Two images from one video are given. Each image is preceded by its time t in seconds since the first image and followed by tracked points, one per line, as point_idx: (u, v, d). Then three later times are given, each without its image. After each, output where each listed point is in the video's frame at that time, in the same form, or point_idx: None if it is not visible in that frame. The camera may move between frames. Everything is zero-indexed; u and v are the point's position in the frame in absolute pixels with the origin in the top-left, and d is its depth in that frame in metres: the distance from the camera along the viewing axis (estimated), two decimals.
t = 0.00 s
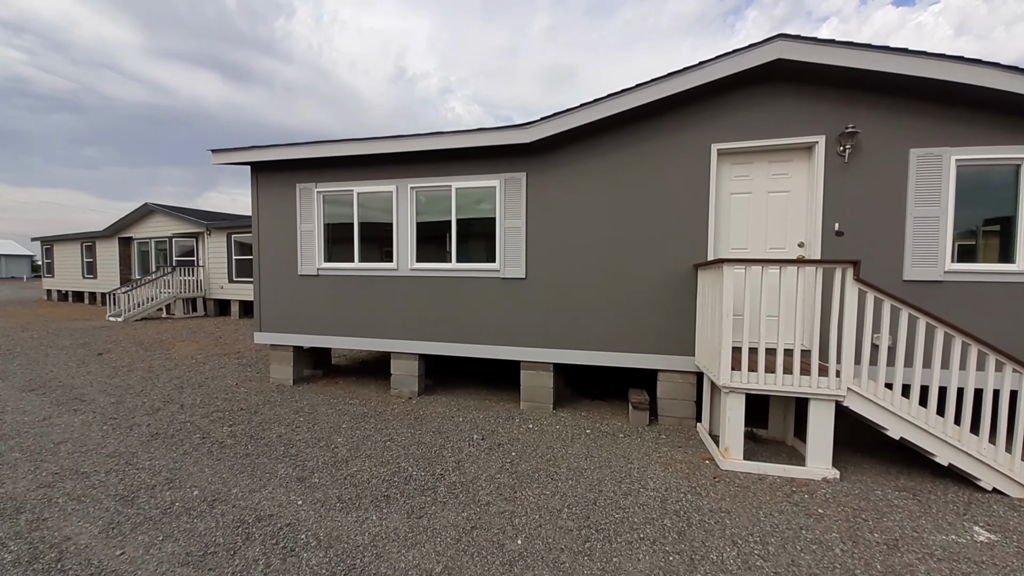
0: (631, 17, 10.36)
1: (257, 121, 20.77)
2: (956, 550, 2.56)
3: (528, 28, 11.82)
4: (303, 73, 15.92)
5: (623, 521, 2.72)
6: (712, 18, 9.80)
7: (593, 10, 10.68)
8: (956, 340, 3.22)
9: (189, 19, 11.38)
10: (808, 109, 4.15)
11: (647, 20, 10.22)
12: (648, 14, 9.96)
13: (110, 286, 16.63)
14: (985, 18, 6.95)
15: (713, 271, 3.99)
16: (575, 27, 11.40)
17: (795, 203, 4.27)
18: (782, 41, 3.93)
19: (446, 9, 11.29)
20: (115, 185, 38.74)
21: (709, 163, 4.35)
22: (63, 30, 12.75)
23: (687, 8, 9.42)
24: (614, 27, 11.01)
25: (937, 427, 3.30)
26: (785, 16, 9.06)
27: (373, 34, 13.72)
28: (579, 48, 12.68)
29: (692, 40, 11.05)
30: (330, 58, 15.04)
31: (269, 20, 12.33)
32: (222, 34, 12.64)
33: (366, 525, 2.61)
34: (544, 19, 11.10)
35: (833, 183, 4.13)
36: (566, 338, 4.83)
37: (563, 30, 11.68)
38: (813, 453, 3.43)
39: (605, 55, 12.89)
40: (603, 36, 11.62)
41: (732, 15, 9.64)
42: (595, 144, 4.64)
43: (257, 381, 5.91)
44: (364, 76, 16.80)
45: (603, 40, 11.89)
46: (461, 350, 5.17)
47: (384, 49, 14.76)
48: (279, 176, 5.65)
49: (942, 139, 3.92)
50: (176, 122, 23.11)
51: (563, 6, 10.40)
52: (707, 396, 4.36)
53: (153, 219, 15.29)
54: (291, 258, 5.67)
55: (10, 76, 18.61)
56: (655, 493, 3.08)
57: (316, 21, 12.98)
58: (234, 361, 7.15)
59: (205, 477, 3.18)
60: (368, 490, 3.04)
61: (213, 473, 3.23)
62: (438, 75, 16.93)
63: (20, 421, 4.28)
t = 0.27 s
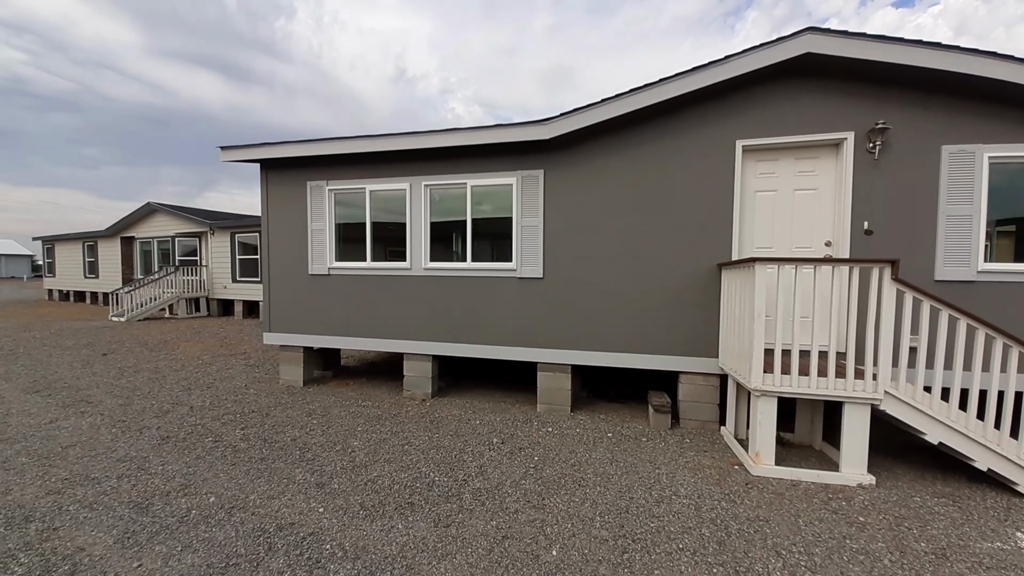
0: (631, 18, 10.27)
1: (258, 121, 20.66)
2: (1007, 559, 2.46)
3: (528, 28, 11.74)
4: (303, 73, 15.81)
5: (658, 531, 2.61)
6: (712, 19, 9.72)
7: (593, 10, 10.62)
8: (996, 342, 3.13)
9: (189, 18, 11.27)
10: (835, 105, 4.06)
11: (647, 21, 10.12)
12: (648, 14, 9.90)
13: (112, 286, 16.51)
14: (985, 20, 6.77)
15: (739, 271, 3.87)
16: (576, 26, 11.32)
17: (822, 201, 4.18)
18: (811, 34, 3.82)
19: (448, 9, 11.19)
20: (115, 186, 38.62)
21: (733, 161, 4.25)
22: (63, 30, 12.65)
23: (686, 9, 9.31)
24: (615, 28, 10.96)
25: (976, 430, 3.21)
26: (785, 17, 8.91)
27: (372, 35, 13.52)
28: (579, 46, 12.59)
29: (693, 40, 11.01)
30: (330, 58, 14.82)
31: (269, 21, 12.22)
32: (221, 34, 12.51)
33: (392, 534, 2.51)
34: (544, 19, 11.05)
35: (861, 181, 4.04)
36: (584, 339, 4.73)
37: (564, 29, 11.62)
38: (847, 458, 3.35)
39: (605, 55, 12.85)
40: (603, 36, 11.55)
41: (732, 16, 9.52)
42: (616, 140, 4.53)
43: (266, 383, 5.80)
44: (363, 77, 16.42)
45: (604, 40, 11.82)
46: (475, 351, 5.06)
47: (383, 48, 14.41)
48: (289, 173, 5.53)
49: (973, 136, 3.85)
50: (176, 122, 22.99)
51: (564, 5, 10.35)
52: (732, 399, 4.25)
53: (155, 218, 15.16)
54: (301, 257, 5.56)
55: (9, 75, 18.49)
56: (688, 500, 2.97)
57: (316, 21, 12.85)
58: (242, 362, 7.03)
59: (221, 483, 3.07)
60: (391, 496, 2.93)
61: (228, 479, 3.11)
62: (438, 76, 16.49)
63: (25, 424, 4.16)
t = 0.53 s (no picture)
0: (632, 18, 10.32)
1: (260, 121, 20.60)
2: None
3: (528, 29, 11.71)
4: (304, 74, 15.74)
5: (699, 537, 2.53)
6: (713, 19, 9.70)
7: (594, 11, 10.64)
8: None
9: (190, 19, 11.20)
10: (863, 101, 4.01)
11: (648, 21, 10.13)
12: (647, 14, 9.90)
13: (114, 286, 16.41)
14: (983, 23, 6.64)
15: (766, 269, 3.81)
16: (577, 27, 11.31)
17: (850, 199, 4.12)
18: (840, 29, 3.78)
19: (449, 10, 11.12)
20: (116, 187, 38.51)
21: (760, 158, 4.19)
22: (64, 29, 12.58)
23: (687, 10, 9.31)
24: (615, 28, 10.98)
25: (1016, 432, 3.14)
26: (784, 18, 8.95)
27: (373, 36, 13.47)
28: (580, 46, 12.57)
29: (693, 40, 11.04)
30: (331, 60, 14.79)
31: (270, 21, 12.16)
32: (223, 34, 12.43)
33: (425, 540, 2.42)
34: (543, 19, 11.07)
35: (891, 178, 3.98)
36: (605, 339, 4.65)
37: (563, 30, 11.63)
38: (883, 460, 3.27)
39: (604, 55, 12.86)
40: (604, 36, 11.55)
41: (732, 16, 9.52)
42: (638, 137, 4.46)
43: (278, 384, 5.72)
44: (364, 77, 16.45)
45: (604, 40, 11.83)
46: (493, 352, 4.98)
47: (384, 50, 14.41)
48: (302, 171, 5.45)
49: (1004, 132, 3.80)
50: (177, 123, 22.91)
51: (563, 6, 10.36)
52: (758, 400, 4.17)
53: (159, 218, 15.07)
54: (315, 256, 5.48)
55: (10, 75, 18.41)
56: (724, 505, 2.91)
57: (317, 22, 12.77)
58: (251, 363, 6.93)
59: (243, 487, 2.98)
60: (419, 501, 2.85)
61: (251, 483, 3.03)
62: (438, 78, 16.58)
63: (36, 427, 4.06)
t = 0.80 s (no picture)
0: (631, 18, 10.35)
1: (260, 121, 20.51)
2: None
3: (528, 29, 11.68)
4: (304, 74, 15.66)
5: (739, 544, 2.46)
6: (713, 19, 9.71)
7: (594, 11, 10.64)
8: None
9: (190, 18, 11.13)
10: (891, 97, 3.95)
11: (648, 21, 10.13)
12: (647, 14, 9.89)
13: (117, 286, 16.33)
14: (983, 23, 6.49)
15: (794, 268, 3.75)
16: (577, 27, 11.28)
17: (876, 196, 4.06)
18: (870, 24, 3.71)
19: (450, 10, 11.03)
20: (116, 187, 38.40)
21: (784, 155, 4.13)
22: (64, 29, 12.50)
23: (687, 10, 9.31)
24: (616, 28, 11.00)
25: None
26: (785, 16, 9.03)
27: (372, 36, 13.37)
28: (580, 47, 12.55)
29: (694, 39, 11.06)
30: (331, 60, 14.70)
31: (270, 21, 12.10)
32: (223, 34, 12.36)
33: (458, 547, 2.35)
34: (544, 19, 11.07)
35: (919, 175, 3.91)
36: (625, 339, 4.58)
37: (563, 31, 11.64)
38: (916, 462, 3.22)
39: (603, 55, 12.85)
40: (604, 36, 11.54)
41: (732, 15, 9.50)
42: (660, 134, 4.39)
43: (290, 384, 5.65)
44: (364, 78, 16.39)
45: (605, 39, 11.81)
46: (510, 352, 4.91)
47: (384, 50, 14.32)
48: (315, 169, 5.38)
49: None
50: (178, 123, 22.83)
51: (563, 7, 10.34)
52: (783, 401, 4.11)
53: (162, 217, 14.99)
54: (328, 255, 5.42)
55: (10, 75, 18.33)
56: (759, 509, 2.86)
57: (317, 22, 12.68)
58: (261, 363, 6.87)
59: (267, 491, 2.92)
60: (447, 505, 2.78)
61: (273, 487, 2.96)
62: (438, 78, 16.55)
63: (49, 429, 3.99)
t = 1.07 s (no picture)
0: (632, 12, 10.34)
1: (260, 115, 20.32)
2: None
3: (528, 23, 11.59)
4: (304, 68, 15.49)
5: (772, 547, 2.38)
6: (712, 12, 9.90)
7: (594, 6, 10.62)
8: None
9: (188, 12, 10.99)
10: (918, 87, 3.84)
11: (649, 15, 10.21)
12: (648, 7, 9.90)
13: (120, 281, 16.24)
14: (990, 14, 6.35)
15: (818, 263, 3.68)
16: (578, 21, 11.19)
17: (902, 189, 3.96)
18: (898, 10, 3.60)
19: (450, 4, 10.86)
20: (116, 182, 38.19)
21: (808, 147, 4.04)
22: (62, 23, 12.38)
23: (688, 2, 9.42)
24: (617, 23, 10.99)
25: None
26: (786, 8, 8.96)
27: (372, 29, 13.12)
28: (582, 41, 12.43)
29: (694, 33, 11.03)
30: (330, 54, 14.53)
31: (269, 15, 11.94)
32: (221, 29, 12.21)
33: (484, 551, 2.27)
34: (544, 12, 10.98)
35: (947, 167, 3.81)
36: (643, 335, 4.50)
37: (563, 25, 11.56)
38: (946, 461, 3.15)
39: (604, 49, 12.72)
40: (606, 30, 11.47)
41: (732, 7, 9.69)
42: (679, 125, 4.30)
43: (299, 381, 5.58)
44: (364, 73, 16.23)
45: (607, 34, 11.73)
46: (524, 348, 4.84)
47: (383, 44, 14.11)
48: (323, 162, 5.28)
49: None
50: (177, 117, 22.65)
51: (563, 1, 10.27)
52: (804, 398, 4.03)
53: (164, 211, 14.86)
54: (337, 250, 5.32)
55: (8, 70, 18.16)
56: (789, 510, 2.79)
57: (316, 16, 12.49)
58: (268, 358, 6.79)
59: (283, 491, 2.84)
60: (470, 506, 2.70)
61: (289, 488, 2.89)
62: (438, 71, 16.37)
63: (57, 428, 3.91)
